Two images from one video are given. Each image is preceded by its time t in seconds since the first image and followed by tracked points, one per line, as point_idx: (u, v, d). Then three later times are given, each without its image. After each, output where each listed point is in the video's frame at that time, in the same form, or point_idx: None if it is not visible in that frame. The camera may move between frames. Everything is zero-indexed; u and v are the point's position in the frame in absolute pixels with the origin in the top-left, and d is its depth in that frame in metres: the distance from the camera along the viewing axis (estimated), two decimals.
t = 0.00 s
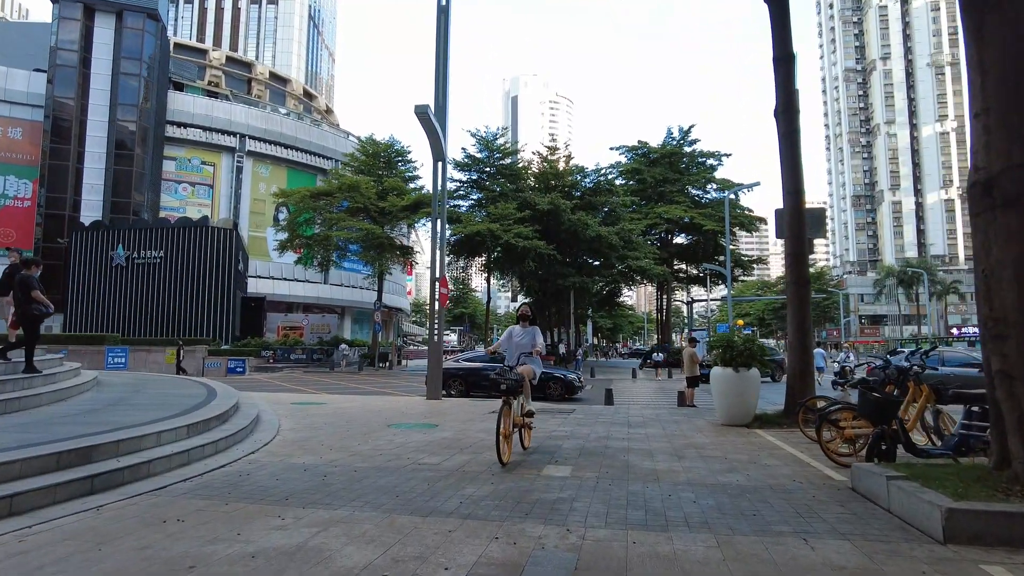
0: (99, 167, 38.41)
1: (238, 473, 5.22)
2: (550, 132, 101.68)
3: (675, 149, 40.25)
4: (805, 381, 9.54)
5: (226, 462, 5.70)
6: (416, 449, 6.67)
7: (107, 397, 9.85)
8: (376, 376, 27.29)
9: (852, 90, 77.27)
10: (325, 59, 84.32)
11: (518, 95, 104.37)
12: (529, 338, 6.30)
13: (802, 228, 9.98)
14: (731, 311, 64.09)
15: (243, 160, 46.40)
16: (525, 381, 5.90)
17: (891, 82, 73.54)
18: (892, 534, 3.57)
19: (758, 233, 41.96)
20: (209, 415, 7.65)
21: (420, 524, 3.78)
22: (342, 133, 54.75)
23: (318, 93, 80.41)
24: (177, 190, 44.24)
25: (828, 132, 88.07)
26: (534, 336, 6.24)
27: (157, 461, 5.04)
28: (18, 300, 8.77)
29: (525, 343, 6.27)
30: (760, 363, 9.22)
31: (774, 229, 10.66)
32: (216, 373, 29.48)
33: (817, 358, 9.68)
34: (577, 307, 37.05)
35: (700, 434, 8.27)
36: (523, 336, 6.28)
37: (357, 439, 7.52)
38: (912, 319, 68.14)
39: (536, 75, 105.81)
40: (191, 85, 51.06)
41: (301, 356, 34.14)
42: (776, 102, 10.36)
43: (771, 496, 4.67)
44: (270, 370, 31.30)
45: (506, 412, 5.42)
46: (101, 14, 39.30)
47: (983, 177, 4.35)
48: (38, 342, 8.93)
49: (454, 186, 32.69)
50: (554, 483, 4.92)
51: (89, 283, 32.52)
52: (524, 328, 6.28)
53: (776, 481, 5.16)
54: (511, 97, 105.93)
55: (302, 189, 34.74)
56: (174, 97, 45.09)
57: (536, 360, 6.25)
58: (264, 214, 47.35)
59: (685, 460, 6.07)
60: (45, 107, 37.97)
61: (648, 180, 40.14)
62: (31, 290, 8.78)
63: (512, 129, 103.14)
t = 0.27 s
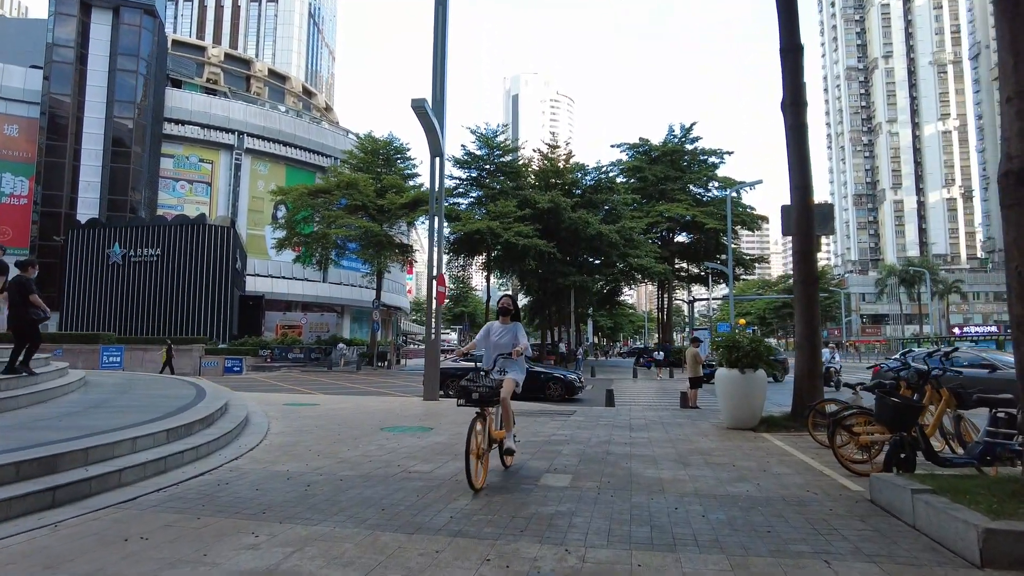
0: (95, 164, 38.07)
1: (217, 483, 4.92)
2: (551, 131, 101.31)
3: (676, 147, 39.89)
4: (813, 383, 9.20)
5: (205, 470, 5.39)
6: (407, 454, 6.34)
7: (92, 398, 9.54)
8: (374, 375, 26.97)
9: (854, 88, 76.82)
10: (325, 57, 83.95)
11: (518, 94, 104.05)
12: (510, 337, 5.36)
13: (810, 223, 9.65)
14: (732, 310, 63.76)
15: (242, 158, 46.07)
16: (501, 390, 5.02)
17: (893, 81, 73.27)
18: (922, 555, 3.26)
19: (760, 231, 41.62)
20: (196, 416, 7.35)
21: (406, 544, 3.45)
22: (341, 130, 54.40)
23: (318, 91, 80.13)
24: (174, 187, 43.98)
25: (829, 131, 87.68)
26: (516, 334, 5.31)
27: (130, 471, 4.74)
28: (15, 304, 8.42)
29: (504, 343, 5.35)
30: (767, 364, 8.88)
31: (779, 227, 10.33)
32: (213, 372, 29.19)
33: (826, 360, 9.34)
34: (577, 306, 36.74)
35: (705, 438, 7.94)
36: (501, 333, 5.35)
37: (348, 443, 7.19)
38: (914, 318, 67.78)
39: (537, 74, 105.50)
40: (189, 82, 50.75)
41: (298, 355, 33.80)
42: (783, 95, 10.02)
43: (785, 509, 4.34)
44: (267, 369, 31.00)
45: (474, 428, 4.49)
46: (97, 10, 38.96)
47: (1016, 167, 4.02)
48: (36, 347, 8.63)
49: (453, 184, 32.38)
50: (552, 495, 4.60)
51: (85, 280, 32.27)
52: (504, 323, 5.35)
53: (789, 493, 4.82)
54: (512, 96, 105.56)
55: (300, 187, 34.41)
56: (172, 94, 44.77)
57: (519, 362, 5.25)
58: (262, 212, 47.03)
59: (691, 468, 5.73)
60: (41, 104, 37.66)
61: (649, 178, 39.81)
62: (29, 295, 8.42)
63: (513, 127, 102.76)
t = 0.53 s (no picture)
0: (87, 161, 37.69)
1: (187, 486, 4.62)
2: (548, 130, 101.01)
3: (675, 144, 39.62)
4: (815, 379, 8.90)
5: (176, 471, 5.09)
6: (393, 455, 6.03)
7: (72, 396, 9.24)
8: (369, 374, 26.66)
9: (852, 87, 76.60)
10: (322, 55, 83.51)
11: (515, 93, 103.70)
12: (473, 327, 4.44)
13: (812, 215, 9.37)
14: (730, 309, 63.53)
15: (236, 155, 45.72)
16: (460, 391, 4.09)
17: (891, 79, 73.22)
18: (946, 566, 2.97)
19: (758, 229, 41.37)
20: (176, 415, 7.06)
21: (381, 554, 3.14)
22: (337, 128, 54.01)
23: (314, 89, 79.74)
24: (169, 184, 43.62)
25: (827, 129, 87.50)
26: (480, 323, 4.39)
27: (93, 472, 4.44)
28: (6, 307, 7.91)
29: (466, 335, 4.42)
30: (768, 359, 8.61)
31: (781, 220, 10.05)
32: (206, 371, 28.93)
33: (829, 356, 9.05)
34: (574, 304, 36.47)
35: (705, 437, 7.65)
36: (462, 323, 4.44)
37: (333, 443, 6.89)
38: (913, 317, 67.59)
39: (534, 72, 105.26)
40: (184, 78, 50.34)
41: (292, 353, 33.43)
42: (784, 84, 9.74)
43: (794, 513, 4.04)
44: (261, 367, 30.66)
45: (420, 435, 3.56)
46: (89, 5, 38.56)
47: None
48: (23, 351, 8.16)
49: (450, 180, 32.07)
50: (542, 498, 4.29)
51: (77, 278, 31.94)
52: (465, 310, 4.46)
53: (795, 495, 4.53)
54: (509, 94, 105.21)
55: (294, 183, 34.04)
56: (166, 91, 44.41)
57: (484, 358, 4.30)
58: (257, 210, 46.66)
59: (691, 469, 5.43)
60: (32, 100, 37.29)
61: (647, 175, 39.50)
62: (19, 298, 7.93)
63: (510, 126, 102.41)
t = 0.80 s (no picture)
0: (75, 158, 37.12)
1: (147, 499, 4.27)
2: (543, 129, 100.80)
3: (670, 142, 39.33)
4: (815, 380, 8.62)
5: (138, 482, 4.74)
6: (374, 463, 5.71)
7: (43, 400, 8.84)
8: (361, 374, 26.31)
9: (846, 86, 76.54)
10: (316, 53, 83.00)
11: (510, 92, 103.53)
12: (410, 323, 3.66)
13: (813, 211, 9.07)
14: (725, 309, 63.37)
15: (228, 153, 45.26)
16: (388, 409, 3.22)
17: (885, 79, 73.32)
18: None
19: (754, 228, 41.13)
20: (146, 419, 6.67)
21: None
22: (330, 126, 53.55)
23: (307, 87, 79.16)
24: (159, 182, 43.13)
25: (822, 128, 87.52)
26: (419, 316, 3.62)
27: (40, 486, 4.09)
28: None
29: (400, 333, 3.62)
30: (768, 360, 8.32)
31: (780, 216, 9.76)
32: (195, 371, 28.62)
33: (829, 356, 8.74)
34: (569, 304, 36.16)
35: (703, 441, 7.33)
36: (396, 319, 3.63)
37: (313, 449, 6.55)
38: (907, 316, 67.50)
39: (529, 71, 104.92)
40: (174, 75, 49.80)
41: (283, 354, 32.96)
42: (784, 76, 9.45)
43: (800, 530, 3.73)
44: (251, 368, 30.22)
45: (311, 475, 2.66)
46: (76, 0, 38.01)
47: None
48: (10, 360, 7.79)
49: (443, 178, 31.69)
50: (530, 513, 3.97)
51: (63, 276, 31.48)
52: (400, 302, 3.65)
53: (801, 508, 4.22)
54: (504, 94, 105.05)
55: (285, 181, 33.60)
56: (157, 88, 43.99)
57: (425, 360, 3.48)
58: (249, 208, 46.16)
59: (689, 478, 5.12)
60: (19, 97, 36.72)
61: (643, 174, 39.21)
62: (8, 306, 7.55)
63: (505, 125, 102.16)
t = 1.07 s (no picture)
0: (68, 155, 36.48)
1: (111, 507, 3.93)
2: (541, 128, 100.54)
3: (669, 139, 39.07)
4: (823, 379, 8.32)
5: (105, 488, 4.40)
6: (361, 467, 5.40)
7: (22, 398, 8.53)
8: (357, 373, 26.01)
9: (845, 84, 76.21)
10: (313, 51, 82.54)
11: (508, 90, 103.22)
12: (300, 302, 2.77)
13: (819, 203, 8.76)
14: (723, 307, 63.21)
15: (223, 150, 44.90)
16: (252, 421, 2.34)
17: (883, 78, 72.93)
18: None
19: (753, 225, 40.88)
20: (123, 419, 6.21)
21: None
22: (326, 123, 53.20)
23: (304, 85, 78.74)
24: (153, 180, 42.45)
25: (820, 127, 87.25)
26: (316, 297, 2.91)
27: None
28: None
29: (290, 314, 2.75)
30: (773, 358, 8.03)
31: (784, 210, 9.45)
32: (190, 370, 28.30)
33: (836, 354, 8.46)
34: (567, 302, 35.89)
35: (706, 442, 7.03)
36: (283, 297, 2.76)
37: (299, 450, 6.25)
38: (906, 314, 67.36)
39: (527, 70, 104.64)
40: (169, 72, 49.44)
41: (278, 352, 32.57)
42: (789, 65, 9.15)
43: (818, 541, 3.44)
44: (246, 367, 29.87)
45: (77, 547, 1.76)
46: None
47: None
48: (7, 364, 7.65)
49: (439, 175, 31.37)
50: (524, 523, 3.66)
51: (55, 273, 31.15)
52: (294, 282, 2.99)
53: (817, 515, 3.91)
54: (502, 92, 104.76)
55: (280, 178, 33.20)
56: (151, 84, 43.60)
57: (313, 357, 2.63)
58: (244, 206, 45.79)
59: (694, 483, 4.82)
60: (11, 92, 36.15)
61: (642, 171, 38.90)
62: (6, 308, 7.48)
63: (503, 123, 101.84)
